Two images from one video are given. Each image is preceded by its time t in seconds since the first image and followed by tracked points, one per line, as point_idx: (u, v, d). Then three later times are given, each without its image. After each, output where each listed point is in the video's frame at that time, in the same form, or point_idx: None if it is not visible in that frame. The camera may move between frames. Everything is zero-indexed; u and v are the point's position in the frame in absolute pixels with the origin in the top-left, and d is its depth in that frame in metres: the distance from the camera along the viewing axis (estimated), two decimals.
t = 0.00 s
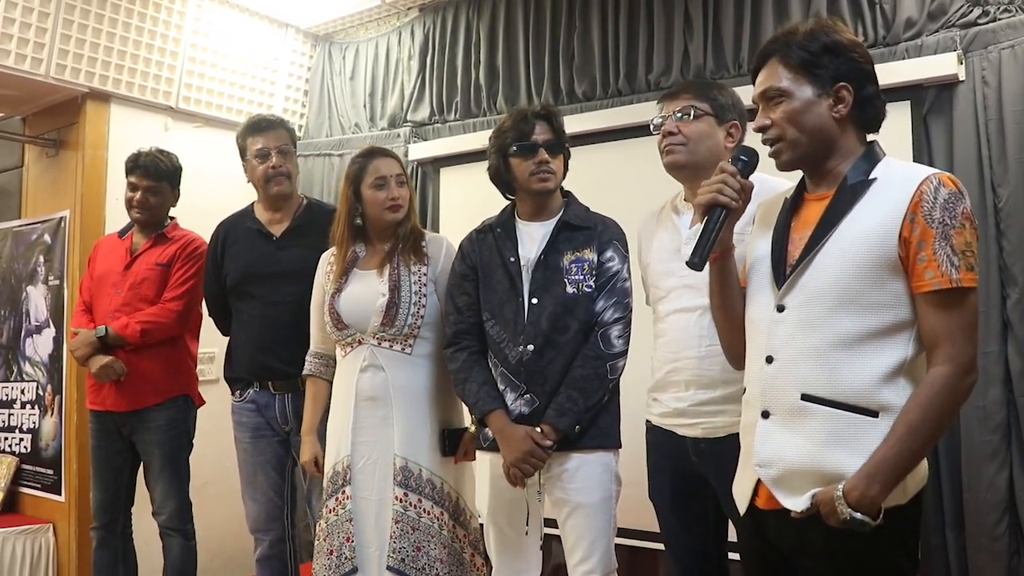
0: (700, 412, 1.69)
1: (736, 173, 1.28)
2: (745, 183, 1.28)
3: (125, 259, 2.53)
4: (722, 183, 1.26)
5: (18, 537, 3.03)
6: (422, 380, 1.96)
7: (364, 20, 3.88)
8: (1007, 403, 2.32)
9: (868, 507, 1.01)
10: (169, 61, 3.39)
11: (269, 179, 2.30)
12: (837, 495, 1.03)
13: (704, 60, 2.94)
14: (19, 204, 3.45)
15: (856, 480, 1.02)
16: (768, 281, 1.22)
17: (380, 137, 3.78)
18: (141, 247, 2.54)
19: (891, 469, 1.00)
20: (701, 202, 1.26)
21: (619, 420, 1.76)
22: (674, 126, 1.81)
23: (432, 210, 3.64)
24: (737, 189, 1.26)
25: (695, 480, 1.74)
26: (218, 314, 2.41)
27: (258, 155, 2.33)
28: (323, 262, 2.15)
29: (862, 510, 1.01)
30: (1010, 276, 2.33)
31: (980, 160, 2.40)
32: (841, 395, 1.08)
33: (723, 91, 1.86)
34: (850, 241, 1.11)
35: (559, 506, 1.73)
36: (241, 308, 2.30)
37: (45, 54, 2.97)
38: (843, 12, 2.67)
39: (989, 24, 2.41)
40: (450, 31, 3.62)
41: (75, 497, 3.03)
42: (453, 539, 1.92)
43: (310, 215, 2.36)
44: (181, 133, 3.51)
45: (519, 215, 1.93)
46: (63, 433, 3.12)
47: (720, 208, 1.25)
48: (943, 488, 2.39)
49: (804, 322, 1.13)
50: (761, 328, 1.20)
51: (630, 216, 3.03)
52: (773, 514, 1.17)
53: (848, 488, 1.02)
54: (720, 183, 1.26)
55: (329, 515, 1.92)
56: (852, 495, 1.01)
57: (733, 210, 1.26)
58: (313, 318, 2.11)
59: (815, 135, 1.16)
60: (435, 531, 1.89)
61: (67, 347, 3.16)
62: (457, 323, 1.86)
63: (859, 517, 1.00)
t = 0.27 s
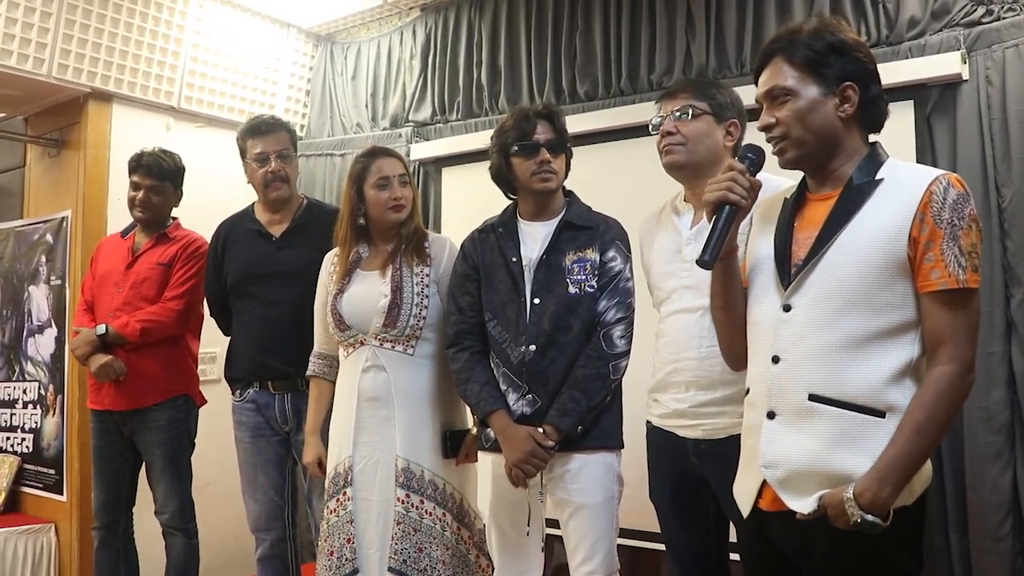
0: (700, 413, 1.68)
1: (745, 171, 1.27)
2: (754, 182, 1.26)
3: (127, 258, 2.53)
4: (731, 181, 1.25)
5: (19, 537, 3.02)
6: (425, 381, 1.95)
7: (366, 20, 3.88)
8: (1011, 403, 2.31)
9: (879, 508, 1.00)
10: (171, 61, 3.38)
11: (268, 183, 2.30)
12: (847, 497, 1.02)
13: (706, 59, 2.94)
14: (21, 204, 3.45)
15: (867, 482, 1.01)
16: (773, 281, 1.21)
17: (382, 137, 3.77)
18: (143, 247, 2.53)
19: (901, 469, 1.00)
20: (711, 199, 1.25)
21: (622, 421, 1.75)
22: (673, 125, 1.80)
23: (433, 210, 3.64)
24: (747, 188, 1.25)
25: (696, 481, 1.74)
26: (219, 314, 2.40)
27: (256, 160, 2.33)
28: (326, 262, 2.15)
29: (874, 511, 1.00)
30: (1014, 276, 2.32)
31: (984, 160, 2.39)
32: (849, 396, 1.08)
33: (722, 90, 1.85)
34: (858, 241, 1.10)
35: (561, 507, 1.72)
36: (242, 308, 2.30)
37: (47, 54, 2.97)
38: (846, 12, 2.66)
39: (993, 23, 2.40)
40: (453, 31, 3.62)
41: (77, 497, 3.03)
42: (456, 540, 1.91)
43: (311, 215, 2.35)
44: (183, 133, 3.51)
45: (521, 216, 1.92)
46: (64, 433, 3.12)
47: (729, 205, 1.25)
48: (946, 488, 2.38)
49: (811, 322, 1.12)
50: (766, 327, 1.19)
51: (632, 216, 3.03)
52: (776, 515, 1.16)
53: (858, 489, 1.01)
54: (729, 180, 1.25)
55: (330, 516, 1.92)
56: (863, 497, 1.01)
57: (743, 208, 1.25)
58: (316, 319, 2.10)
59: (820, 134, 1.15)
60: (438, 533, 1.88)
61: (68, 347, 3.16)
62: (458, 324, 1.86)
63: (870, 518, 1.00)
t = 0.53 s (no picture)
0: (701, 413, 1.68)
1: (749, 169, 1.27)
2: (757, 179, 1.26)
3: (128, 258, 2.52)
4: (735, 177, 1.25)
5: (21, 537, 3.02)
6: (426, 380, 1.95)
7: (367, 19, 3.87)
8: (1014, 402, 2.30)
9: (889, 506, 1.00)
10: (171, 60, 3.38)
11: (268, 184, 2.30)
12: (858, 495, 1.01)
13: (708, 58, 2.93)
14: (22, 204, 3.45)
15: (877, 480, 1.01)
16: (775, 279, 1.20)
17: (384, 136, 3.77)
18: (144, 247, 2.53)
19: (911, 467, 1.00)
20: (714, 197, 1.25)
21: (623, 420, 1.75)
22: (673, 123, 1.80)
23: (434, 209, 3.64)
24: (751, 185, 1.24)
25: (697, 481, 1.73)
26: (220, 314, 2.40)
27: (255, 160, 2.32)
28: (327, 262, 2.14)
29: (884, 510, 1.00)
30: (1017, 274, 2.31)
31: (987, 158, 2.38)
32: (855, 394, 1.07)
33: (723, 87, 1.84)
34: (864, 238, 1.09)
35: (563, 507, 1.72)
36: (242, 309, 2.29)
37: (47, 54, 2.97)
38: (848, 10, 2.65)
39: (996, 21, 2.39)
40: (454, 31, 3.61)
41: (79, 497, 3.03)
42: (459, 540, 1.90)
43: (310, 215, 2.35)
44: (184, 133, 3.50)
45: (522, 215, 1.92)
46: (66, 433, 3.11)
47: (733, 202, 1.24)
48: (949, 487, 2.38)
49: (817, 320, 1.11)
50: (769, 326, 1.18)
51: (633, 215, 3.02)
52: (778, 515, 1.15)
53: (870, 488, 1.01)
54: (733, 177, 1.25)
55: (333, 516, 1.92)
56: (874, 495, 1.01)
57: (747, 205, 1.25)
58: (318, 319, 2.10)
59: (821, 133, 1.15)
60: (441, 533, 1.88)
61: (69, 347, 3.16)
62: (460, 323, 1.85)
63: (881, 516, 1.00)
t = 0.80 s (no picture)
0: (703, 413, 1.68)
1: (748, 171, 1.26)
2: (756, 181, 1.26)
3: (130, 257, 2.52)
4: (734, 180, 1.24)
5: (21, 535, 3.02)
6: (427, 380, 1.95)
7: (369, 18, 3.87)
8: (1015, 403, 2.30)
9: (892, 506, 1.00)
10: (173, 59, 3.38)
11: (268, 182, 2.29)
12: (862, 496, 1.01)
13: (710, 58, 2.93)
14: (23, 202, 3.45)
15: (881, 481, 1.01)
16: (775, 280, 1.20)
17: (385, 135, 3.77)
18: (145, 245, 2.53)
19: (914, 467, 1.00)
20: (714, 199, 1.25)
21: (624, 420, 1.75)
22: (677, 124, 1.79)
23: (436, 208, 3.64)
24: (750, 188, 1.24)
25: (698, 481, 1.73)
26: (221, 313, 2.40)
27: (257, 158, 2.32)
28: (328, 260, 2.14)
29: (887, 510, 1.00)
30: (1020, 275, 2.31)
31: (988, 159, 2.38)
32: (857, 394, 1.07)
33: (726, 88, 1.84)
34: (864, 238, 1.09)
35: (564, 507, 1.72)
36: (243, 307, 2.29)
37: (49, 52, 2.97)
38: (851, 10, 2.65)
39: (998, 22, 2.39)
40: (456, 30, 3.61)
41: (79, 495, 3.03)
42: (459, 540, 1.90)
43: (312, 214, 2.35)
44: (186, 131, 3.50)
45: (524, 214, 1.92)
46: (66, 431, 3.11)
47: (733, 205, 1.24)
48: (950, 488, 2.38)
49: (817, 321, 1.10)
50: (769, 327, 1.18)
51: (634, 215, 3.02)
52: (777, 514, 1.15)
53: (873, 488, 1.01)
54: (732, 180, 1.24)
55: (334, 515, 1.92)
56: (877, 495, 1.01)
57: (747, 207, 1.24)
58: (319, 317, 2.10)
59: (822, 138, 1.15)
60: (442, 532, 1.88)
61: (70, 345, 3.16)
62: (462, 322, 1.85)
63: (884, 517, 1.00)
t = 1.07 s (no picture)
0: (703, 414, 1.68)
1: (732, 191, 1.25)
2: (742, 200, 1.25)
3: (130, 255, 2.52)
4: (719, 204, 1.23)
5: (20, 534, 3.02)
6: (427, 380, 1.95)
7: (371, 18, 3.87)
8: (1015, 405, 2.30)
9: (898, 502, 1.00)
10: (175, 57, 3.38)
11: (269, 180, 2.29)
12: (866, 491, 1.02)
13: (711, 59, 2.93)
14: (24, 200, 3.45)
15: (885, 477, 1.01)
16: (771, 290, 1.20)
17: (387, 134, 3.77)
18: (146, 244, 2.53)
19: (918, 462, 1.00)
20: (701, 223, 1.23)
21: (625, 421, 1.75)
22: (679, 125, 1.80)
23: (437, 208, 3.64)
24: (735, 209, 1.23)
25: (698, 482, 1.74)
26: (221, 312, 2.40)
27: (257, 156, 2.32)
28: (330, 259, 2.14)
29: (893, 506, 1.00)
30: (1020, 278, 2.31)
31: (988, 162, 2.38)
32: (858, 398, 1.07)
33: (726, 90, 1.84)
34: (854, 243, 1.09)
35: (564, 507, 1.72)
36: (244, 306, 2.29)
37: (51, 50, 2.97)
38: (852, 12, 2.65)
39: (999, 24, 2.39)
40: (458, 30, 3.61)
41: (79, 493, 3.03)
42: (459, 540, 1.90)
43: (312, 214, 2.35)
44: (187, 130, 3.50)
45: (525, 214, 1.92)
46: (66, 430, 3.11)
47: (720, 228, 1.22)
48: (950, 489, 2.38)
49: (815, 330, 1.11)
50: (770, 337, 1.18)
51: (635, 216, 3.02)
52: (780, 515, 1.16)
53: (877, 483, 1.01)
54: (717, 203, 1.23)
55: (335, 515, 1.92)
56: (882, 490, 1.01)
57: (734, 228, 1.23)
58: (319, 316, 2.10)
59: (801, 143, 1.14)
60: (442, 532, 1.88)
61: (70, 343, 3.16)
62: (463, 322, 1.85)
63: (890, 512, 1.00)
